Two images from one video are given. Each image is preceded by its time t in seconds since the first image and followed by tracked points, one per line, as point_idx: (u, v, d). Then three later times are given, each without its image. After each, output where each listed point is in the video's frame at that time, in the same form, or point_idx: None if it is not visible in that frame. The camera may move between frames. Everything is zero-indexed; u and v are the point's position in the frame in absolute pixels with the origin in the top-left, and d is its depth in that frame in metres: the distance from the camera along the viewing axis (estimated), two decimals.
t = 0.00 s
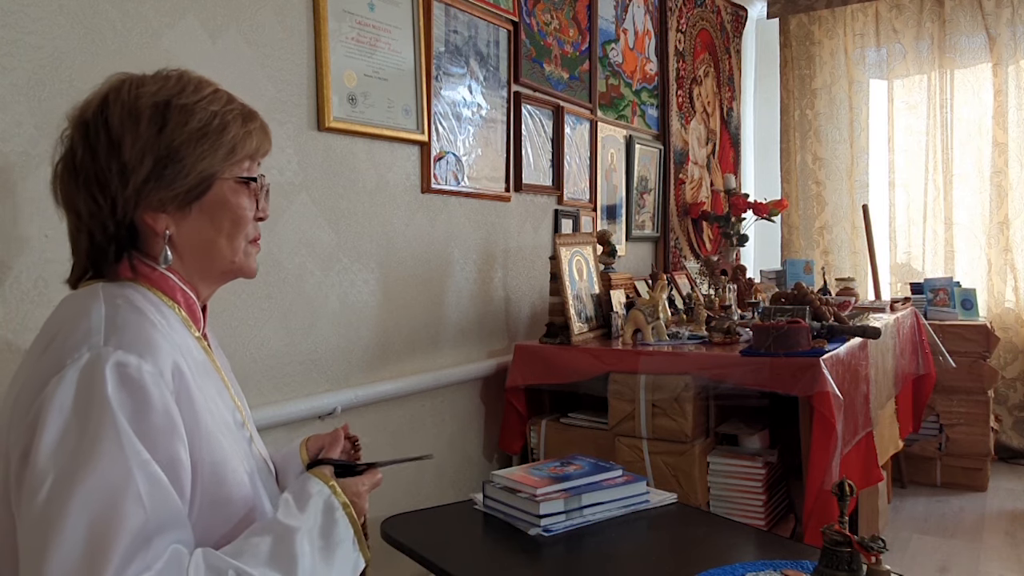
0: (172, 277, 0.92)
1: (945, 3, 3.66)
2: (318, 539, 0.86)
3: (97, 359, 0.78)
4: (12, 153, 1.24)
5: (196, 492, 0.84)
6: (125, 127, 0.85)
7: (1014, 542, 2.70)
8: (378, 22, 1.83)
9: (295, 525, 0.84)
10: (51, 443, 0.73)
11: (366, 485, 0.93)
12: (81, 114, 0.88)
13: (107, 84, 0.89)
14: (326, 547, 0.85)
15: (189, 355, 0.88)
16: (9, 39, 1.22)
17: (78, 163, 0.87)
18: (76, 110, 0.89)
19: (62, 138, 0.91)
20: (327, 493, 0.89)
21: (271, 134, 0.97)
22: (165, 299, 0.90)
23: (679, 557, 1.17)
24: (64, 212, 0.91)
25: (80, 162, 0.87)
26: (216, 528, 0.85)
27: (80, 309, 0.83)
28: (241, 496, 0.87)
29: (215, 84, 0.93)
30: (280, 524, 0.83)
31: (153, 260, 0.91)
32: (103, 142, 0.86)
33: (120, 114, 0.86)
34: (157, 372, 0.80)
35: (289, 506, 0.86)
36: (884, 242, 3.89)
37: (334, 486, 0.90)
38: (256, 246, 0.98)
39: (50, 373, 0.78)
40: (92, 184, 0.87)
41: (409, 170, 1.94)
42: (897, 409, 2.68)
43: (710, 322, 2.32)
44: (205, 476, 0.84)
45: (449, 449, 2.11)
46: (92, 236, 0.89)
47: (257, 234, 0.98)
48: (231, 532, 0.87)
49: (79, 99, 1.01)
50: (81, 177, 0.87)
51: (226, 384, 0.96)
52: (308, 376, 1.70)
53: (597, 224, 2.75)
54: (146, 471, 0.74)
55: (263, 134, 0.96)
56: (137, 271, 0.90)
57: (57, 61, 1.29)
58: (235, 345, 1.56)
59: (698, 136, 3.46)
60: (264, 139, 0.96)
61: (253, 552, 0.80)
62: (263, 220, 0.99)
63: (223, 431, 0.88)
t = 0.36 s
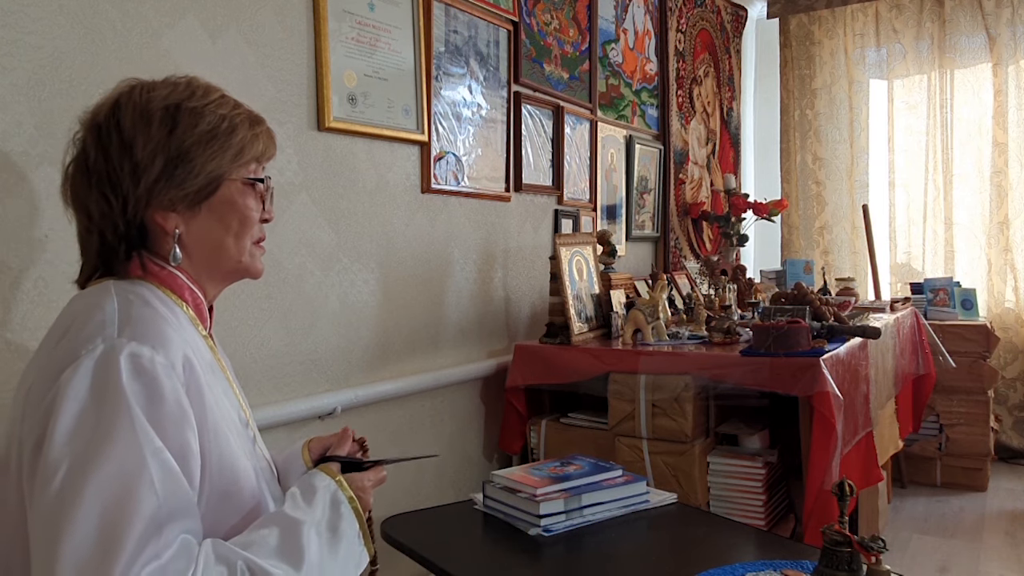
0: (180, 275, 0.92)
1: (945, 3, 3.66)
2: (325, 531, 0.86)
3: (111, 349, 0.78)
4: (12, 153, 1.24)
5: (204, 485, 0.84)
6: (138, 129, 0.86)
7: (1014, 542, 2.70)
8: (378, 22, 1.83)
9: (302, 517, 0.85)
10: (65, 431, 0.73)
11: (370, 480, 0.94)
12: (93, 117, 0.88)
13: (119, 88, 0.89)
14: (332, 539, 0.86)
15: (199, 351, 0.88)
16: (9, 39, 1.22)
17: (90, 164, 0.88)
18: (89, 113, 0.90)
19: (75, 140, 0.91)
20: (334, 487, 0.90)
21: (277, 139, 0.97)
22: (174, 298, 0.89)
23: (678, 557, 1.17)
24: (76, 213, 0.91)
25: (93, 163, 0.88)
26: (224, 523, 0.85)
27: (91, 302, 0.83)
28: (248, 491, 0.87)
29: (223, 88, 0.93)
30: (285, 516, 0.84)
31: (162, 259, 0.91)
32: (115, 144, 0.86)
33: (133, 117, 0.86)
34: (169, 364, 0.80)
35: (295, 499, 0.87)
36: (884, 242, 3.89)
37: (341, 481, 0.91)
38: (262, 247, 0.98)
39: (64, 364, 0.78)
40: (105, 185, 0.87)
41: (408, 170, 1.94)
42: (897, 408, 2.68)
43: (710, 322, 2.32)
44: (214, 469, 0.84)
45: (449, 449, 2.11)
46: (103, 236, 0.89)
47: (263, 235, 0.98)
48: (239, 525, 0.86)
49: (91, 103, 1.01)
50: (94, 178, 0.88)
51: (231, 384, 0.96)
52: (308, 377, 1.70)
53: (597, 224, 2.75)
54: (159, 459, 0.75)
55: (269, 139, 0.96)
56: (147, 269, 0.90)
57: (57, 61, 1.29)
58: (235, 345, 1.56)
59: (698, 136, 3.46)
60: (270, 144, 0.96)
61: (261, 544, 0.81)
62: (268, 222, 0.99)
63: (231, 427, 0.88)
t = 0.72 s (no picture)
0: (177, 275, 0.92)
1: (945, 3, 3.66)
2: (322, 534, 0.86)
3: (106, 353, 0.78)
4: (12, 153, 1.24)
5: (201, 487, 0.84)
6: (135, 127, 0.86)
7: (1013, 542, 2.70)
8: (378, 22, 1.83)
9: (298, 520, 0.84)
10: (60, 437, 0.73)
11: (368, 481, 0.94)
12: (90, 115, 0.88)
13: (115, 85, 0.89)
14: (329, 542, 0.86)
15: (195, 352, 0.88)
16: (9, 39, 1.22)
17: (87, 162, 0.88)
18: (85, 111, 0.89)
19: (71, 138, 0.91)
20: (329, 489, 0.90)
21: (276, 136, 0.97)
22: (170, 298, 0.89)
23: (678, 557, 1.17)
24: (72, 212, 0.90)
25: (89, 162, 0.87)
26: (222, 524, 0.86)
27: (88, 304, 0.83)
28: (245, 492, 0.87)
29: (221, 86, 0.93)
30: (282, 520, 0.84)
31: (159, 259, 0.91)
32: (112, 142, 0.86)
33: (130, 115, 0.86)
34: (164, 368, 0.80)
35: (291, 502, 0.86)
36: (884, 242, 3.89)
37: (337, 482, 0.90)
38: (260, 247, 0.98)
39: (60, 367, 0.78)
40: (101, 184, 0.87)
41: (409, 170, 1.94)
42: (897, 408, 2.67)
43: (710, 322, 2.32)
44: (211, 472, 0.84)
45: (449, 449, 2.11)
46: (100, 235, 0.89)
47: (261, 235, 0.98)
48: (236, 527, 0.87)
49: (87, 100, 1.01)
50: (91, 176, 0.87)
51: (229, 383, 0.96)
52: (308, 376, 1.70)
53: (597, 224, 2.75)
54: (154, 465, 0.74)
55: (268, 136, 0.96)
56: (144, 269, 0.90)
57: (57, 61, 1.29)
58: (235, 345, 1.56)
59: (698, 136, 3.46)
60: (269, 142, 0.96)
61: (257, 548, 0.81)
62: (267, 221, 0.99)
63: (228, 429, 0.88)
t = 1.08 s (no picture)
0: (166, 278, 0.92)
1: (945, 3, 3.66)
2: (316, 546, 0.85)
3: (90, 368, 0.78)
4: (12, 153, 1.24)
5: (192, 499, 0.84)
6: (117, 126, 0.85)
7: (1014, 541, 2.70)
8: (378, 22, 1.83)
9: (291, 532, 0.83)
10: (44, 455, 0.73)
11: (364, 489, 0.93)
12: (71, 113, 0.87)
13: (97, 80, 0.88)
14: (324, 554, 0.85)
15: (184, 360, 0.88)
16: (9, 39, 1.22)
17: (69, 163, 0.87)
18: (66, 108, 0.88)
19: (52, 135, 0.90)
20: (323, 499, 0.89)
21: (265, 129, 0.97)
22: (159, 301, 0.90)
23: (678, 557, 1.17)
24: (56, 214, 0.90)
25: (71, 163, 0.87)
26: (215, 535, 0.86)
27: (75, 316, 0.83)
28: (239, 502, 0.87)
29: (207, 78, 0.93)
30: (276, 532, 0.83)
31: (147, 262, 0.91)
32: (95, 142, 0.85)
33: (112, 113, 0.85)
34: (151, 381, 0.80)
35: (284, 514, 0.86)
36: (884, 242, 3.89)
37: (331, 491, 0.90)
38: (251, 246, 0.98)
39: (44, 383, 0.78)
40: (84, 186, 0.86)
41: (409, 170, 1.94)
42: (897, 409, 2.67)
43: (710, 322, 2.32)
44: (202, 483, 0.84)
45: (449, 449, 2.11)
46: (85, 239, 0.89)
47: (253, 233, 0.98)
48: (230, 538, 0.87)
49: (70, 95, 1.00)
50: (73, 178, 0.87)
51: (223, 386, 0.96)
52: (308, 376, 1.70)
53: (597, 224, 2.75)
54: (140, 482, 0.74)
55: (257, 129, 0.96)
56: (131, 273, 0.91)
57: (57, 61, 1.29)
58: (235, 345, 1.56)
59: (698, 136, 3.47)
60: (258, 135, 0.96)
61: (250, 560, 0.80)
62: (258, 218, 1.00)
63: (220, 437, 0.88)
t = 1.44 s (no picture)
0: (161, 280, 0.92)
1: (945, 3, 3.66)
2: (313, 552, 0.85)
3: (83, 376, 0.78)
4: (12, 153, 1.24)
5: (189, 505, 0.84)
6: (110, 127, 0.85)
7: (1014, 541, 2.70)
8: (378, 22, 1.83)
9: (288, 539, 0.83)
10: (37, 466, 0.73)
11: (361, 495, 0.93)
12: (62, 113, 0.87)
13: (89, 79, 0.88)
14: (321, 560, 0.85)
15: (179, 364, 0.87)
16: (9, 39, 1.22)
17: (60, 165, 0.87)
18: (57, 107, 0.88)
19: (43, 135, 0.90)
20: (319, 504, 0.89)
21: (261, 127, 0.97)
22: (154, 303, 0.90)
23: (678, 558, 1.17)
24: (48, 216, 0.90)
25: (63, 165, 0.86)
26: (212, 540, 0.86)
27: (68, 321, 0.83)
28: (235, 506, 0.87)
29: (201, 74, 0.93)
30: (273, 539, 0.83)
31: (141, 264, 0.91)
32: (86, 144, 0.85)
33: (104, 113, 0.85)
34: (144, 388, 0.80)
35: (280, 521, 0.85)
36: (884, 242, 3.89)
37: (327, 496, 0.90)
38: (247, 245, 0.99)
39: (37, 391, 0.78)
40: (76, 188, 0.86)
41: (408, 170, 1.94)
42: (897, 409, 2.67)
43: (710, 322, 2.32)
44: (198, 489, 0.84)
45: (448, 449, 2.11)
46: (78, 241, 0.88)
47: (249, 231, 0.99)
48: (227, 543, 0.87)
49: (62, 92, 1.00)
50: (65, 180, 0.86)
51: (220, 386, 0.95)
52: (308, 376, 1.70)
53: (597, 224, 2.75)
54: (133, 492, 0.74)
55: (253, 127, 0.96)
56: (125, 275, 0.90)
57: (57, 60, 1.28)
58: (235, 345, 1.56)
59: (698, 136, 3.47)
60: (253, 132, 0.96)
61: (246, 568, 0.80)
62: (254, 217, 1.00)
63: (215, 441, 0.88)
